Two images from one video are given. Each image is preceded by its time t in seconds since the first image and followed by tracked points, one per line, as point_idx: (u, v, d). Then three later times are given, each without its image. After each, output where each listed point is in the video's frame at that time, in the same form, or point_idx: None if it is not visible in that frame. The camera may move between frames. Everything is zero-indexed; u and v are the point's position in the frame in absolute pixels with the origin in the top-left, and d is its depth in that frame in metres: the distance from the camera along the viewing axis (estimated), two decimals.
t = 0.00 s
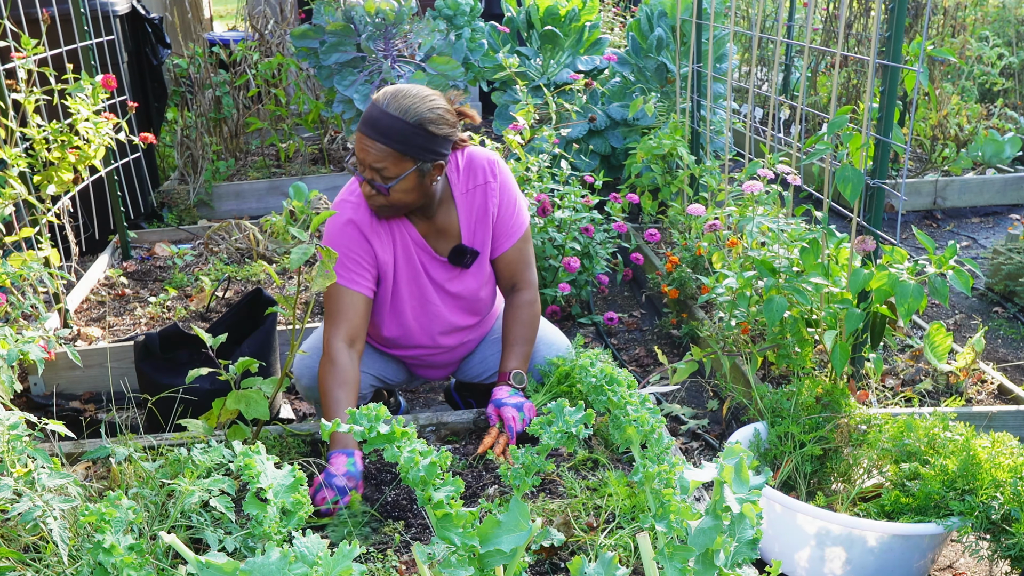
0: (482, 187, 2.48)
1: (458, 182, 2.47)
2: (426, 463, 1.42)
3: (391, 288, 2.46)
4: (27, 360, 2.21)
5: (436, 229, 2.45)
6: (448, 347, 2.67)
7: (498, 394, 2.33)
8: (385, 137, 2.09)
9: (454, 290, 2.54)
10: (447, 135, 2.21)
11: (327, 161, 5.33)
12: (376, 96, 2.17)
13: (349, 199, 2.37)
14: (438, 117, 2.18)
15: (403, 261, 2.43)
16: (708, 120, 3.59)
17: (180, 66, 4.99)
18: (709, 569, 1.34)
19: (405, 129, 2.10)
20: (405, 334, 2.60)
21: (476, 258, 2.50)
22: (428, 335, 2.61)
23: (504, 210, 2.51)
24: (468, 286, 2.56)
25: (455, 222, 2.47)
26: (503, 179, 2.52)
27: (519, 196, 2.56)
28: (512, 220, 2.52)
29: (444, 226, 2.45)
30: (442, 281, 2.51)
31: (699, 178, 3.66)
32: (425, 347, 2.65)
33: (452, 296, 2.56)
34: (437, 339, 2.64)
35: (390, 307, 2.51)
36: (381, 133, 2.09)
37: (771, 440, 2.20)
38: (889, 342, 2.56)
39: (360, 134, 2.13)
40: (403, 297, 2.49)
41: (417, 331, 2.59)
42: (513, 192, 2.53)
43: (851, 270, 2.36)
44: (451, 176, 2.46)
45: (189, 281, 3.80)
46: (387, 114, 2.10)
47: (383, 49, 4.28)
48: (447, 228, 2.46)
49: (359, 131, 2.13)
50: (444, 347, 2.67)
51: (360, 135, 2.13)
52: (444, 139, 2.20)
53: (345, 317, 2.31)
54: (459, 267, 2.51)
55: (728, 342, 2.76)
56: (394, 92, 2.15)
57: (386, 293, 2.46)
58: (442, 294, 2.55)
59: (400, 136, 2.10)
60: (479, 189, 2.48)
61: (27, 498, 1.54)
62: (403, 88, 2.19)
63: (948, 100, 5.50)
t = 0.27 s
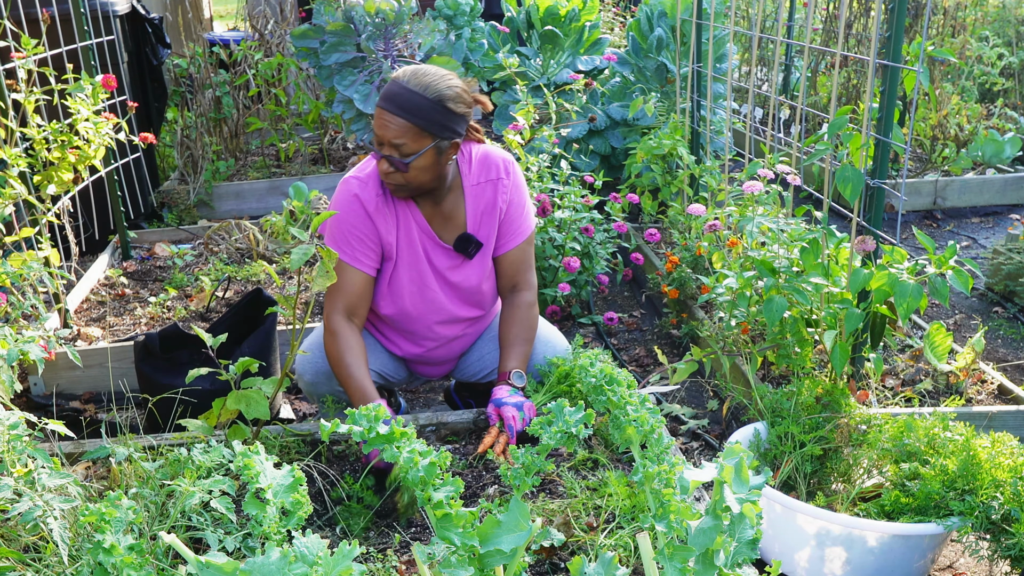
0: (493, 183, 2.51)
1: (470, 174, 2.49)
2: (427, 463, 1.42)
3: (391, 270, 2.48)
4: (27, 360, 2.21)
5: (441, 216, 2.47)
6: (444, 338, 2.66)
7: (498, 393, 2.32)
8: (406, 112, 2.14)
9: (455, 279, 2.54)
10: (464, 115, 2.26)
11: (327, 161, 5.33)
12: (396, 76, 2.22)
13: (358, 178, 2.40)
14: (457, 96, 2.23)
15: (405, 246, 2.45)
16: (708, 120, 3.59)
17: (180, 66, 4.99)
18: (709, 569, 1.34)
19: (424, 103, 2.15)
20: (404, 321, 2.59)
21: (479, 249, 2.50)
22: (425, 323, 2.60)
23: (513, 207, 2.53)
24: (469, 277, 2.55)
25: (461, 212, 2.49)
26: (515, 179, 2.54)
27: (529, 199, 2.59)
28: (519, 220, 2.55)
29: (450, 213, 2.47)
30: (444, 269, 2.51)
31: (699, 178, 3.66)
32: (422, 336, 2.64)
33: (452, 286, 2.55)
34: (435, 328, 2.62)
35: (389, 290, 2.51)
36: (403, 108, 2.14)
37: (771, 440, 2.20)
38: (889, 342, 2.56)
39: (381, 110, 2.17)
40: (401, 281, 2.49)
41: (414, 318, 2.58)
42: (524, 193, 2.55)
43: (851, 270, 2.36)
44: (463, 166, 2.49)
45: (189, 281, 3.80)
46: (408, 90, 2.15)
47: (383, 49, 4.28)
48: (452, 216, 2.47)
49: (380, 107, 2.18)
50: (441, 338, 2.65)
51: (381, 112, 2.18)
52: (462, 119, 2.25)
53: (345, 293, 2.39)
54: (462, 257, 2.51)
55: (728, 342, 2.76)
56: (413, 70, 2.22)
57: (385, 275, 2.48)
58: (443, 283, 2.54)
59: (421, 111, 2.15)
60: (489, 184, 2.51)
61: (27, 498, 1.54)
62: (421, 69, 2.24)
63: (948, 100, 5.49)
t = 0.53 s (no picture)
0: (502, 184, 2.52)
1: (479, 173, 2.50)
2: (426, 463, 1.42)
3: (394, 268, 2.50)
4: (27, 360, 2.21)
5: (449, 216, 2.48)
6: (445, 337, 2.66)
7: (498, 392, 2.32)
8: (449, 102, 2.16)
9: (459, 279, 2.53)
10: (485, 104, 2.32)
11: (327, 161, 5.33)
12: (418, 73, 2.23)
13: (367, 176, 2.42)
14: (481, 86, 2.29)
15: (410, 243, 2.46)
16: (708, 120, 3.58)
17: (180, 66, 4.99)
18: (709, 569, 1.34)
19: (464, 94, 2.19)
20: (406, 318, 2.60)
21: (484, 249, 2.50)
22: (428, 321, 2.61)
23: (520, 208, 2.54)
24: (473, 277, 2.55)
25: (469, 212, 2.49)
26: (524, 182, 2.56)
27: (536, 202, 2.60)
28: (525, 222, 2.56)
29: (457, 213, 2.48)
30: (448, 268, 2.51)
31: (699, 178, 3.66)
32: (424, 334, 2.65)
33: (456, 285, 2.55)
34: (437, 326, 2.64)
35: (391, 287, 2.53)
36: (446, 99, 2.16)
37: (771, 440, 2.20)
38: (889, 342, 2.55)
39: (417, 106, 2.17)
40: (404, 279, 2.51)
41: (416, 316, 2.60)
42: (531, 197, 2.57)
43: (851, 270, 2.36)
44: (473, 166, 2.50)
45: (189, 281, 3.80)
46: (446, 82, 2.18)
47: (383, 49, 4.28)
48: (459, 215, 2.48)
49: (417, 105, 2.16)
50: (442, 336, 2.66)
51: (416, 110, 2.17)
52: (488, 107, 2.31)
53: (346, 288, 2.47)
54: (466, 256, 2.51)
55: (728, 342, 2.76)
56: (437, 66, 2.23)
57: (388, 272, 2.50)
58: (447, 282, 2.55)
59: (463, 100, 2.18)
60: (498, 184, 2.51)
61: (27, 498, 1.54)
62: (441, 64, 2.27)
63: (948, 100, 5.49)
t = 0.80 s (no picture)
0: (502, 185, 2.52)
1: (480, 174, 2.50)
2: (426, 463, 1.42)
3: (395, 268, 2.50)
4: (27, 360, 2.21)
5: (450, 216, 2.48)
6: (445, 337, 2.67)
7: (498, 392, 2.32)
8: (451, 102, 2.16)
9: (459, 279, 2.54)
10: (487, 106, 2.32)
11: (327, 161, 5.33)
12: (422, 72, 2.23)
13: (368, 176, 2.42)
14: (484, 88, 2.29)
15: (410, 243, 2.46)
16: (708, 120, 3.58)
17: (180, 66, 5.00)
18: (709, 569, 1.34)
19: (466, 95, 2.19)
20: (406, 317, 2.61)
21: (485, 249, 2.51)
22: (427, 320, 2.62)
23: (520, 209, 2.54)
24: (473, 278, 2.55)
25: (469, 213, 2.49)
26: (524, 183, 2.56)
27: (537, 203, 2.60)
28: (525, 224, 2.56)
29: (458, 214, 2.48)
30: (448, 268, 2.51)
31: (699, 179, 3.66)
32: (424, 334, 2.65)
33: (456, 285, 2.55)
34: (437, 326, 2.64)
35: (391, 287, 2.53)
36: (448, 99, 2.16)
37: (771, 440, 2.20)
38: (889, 342, 2.55)
39: (419, 105, 2.17)
40: (404, 278, 2.51)
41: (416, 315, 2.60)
42: (531, 198, 2.57)
43: (851, 270, 2.36)
44: (474, 166, 2.50)
45: (189, 281, 3.80)
46: (449, 82, 2.18)
47: (383, 49, 4.28)
48: (460, 216, 2.48)
49: (419, 104, 2.17)
50: (442, 336, 2.66)
51: (417, 108, 2.17)
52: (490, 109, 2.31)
53: (345, 287, 2.46)
54: (466, 257, 2.51)
55: (728, 342, 2.76)
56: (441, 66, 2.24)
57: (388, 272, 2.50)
58: (447, 282, 2.55)
59: (465, 101, 2.19)
60: (499, 185, 2.52)
61: (27, 498, 1.54)
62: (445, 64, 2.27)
63: (948, 100, 5.49)
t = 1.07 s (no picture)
0: (500, 186, 2.52)
1: (477, 176, 2.50)
2: (426, 463, 1.42)
3: (394, 271, 2.49)
4: (27, 360, 2.21)
5: (447, 218, 2.48)
6: (444, 339, 2.66)
7: (498, 392, 2.32)
8: (447, 106, 2.16)
9: (458, 281, 2.54)
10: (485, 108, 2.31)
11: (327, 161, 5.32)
12: (418, 76, 2.23)
13: (364, 180, 2.42)
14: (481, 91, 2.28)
15: (408, 245, 2.46)
16: (708, 120, 3.58)
17: (180, 66, 5.00)
18: (709, 569, 1.34)
19: (464, 99, 2.19)
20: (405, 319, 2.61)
21: (483, 250, 2.51)
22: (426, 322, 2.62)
23: (518, 210, 2.54)
24: (471, 279, 2.55)
25: (467, 214, 2.49)
26: (522, 184, 2.56)
27: (535, 203, 2.60)
28: (524, 224, 2.56)
29: (456, 216, 2.48)
30: (447, 270, 2.51)
31: (699, 178, 3.66)
32: (423, 336, 2.65)
33: (455, 287, 2.55)
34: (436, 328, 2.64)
35: (390, 290, 2.53)
36: (445, 103, 2.16)
37: (771, 440, 2.20)
38: (889, 342, 2.55)
39: (416, 110, 2.17)
40: (403, 281, 2.51)
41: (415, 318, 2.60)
42: (529, 198, 2.57)
43: (851, 270, 2.36)
44: (471, 168, 2.50)
45: (189, 281, 3.80)
46: (445, 86, 2.17)
47: (383, 49, 4.28)
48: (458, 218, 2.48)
49: (417, 108, 2.17)
50: (441, 338, 2.66)
51: (414, 113, 2.17)
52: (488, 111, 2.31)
53: (343, 291, 2.45)
54: (464, 258, 2.51)
55: (728, 342, 2.76)
56: (438, 70, 2.23)
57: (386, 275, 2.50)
58: (445, 284, 2.55)
59: (462, 105, 2.18)
60: (496, 187, 2.51)
61: (27, 498, 1.54)
62: (442, 66, 2.27)
63: (948, 100, 5.50)
